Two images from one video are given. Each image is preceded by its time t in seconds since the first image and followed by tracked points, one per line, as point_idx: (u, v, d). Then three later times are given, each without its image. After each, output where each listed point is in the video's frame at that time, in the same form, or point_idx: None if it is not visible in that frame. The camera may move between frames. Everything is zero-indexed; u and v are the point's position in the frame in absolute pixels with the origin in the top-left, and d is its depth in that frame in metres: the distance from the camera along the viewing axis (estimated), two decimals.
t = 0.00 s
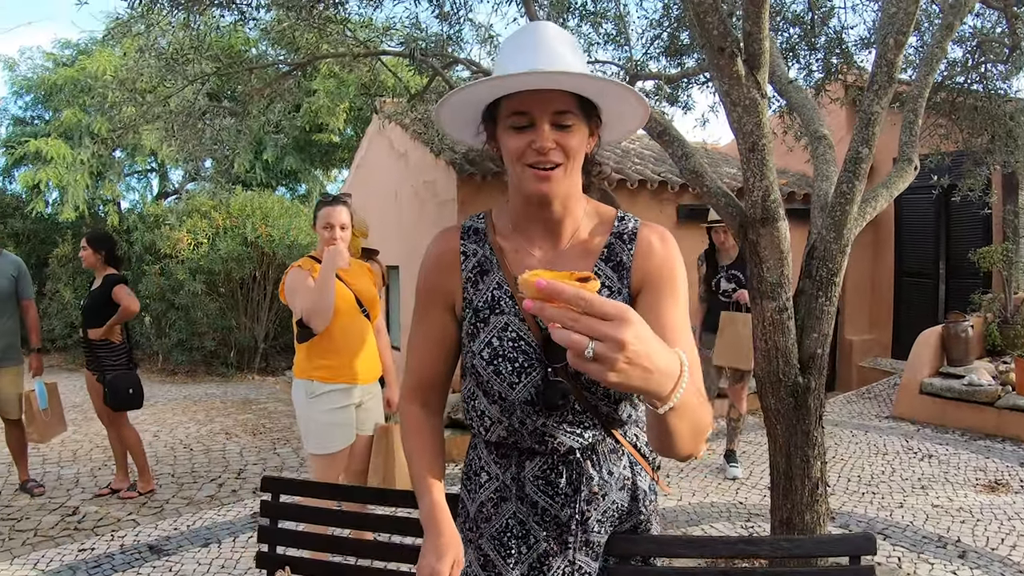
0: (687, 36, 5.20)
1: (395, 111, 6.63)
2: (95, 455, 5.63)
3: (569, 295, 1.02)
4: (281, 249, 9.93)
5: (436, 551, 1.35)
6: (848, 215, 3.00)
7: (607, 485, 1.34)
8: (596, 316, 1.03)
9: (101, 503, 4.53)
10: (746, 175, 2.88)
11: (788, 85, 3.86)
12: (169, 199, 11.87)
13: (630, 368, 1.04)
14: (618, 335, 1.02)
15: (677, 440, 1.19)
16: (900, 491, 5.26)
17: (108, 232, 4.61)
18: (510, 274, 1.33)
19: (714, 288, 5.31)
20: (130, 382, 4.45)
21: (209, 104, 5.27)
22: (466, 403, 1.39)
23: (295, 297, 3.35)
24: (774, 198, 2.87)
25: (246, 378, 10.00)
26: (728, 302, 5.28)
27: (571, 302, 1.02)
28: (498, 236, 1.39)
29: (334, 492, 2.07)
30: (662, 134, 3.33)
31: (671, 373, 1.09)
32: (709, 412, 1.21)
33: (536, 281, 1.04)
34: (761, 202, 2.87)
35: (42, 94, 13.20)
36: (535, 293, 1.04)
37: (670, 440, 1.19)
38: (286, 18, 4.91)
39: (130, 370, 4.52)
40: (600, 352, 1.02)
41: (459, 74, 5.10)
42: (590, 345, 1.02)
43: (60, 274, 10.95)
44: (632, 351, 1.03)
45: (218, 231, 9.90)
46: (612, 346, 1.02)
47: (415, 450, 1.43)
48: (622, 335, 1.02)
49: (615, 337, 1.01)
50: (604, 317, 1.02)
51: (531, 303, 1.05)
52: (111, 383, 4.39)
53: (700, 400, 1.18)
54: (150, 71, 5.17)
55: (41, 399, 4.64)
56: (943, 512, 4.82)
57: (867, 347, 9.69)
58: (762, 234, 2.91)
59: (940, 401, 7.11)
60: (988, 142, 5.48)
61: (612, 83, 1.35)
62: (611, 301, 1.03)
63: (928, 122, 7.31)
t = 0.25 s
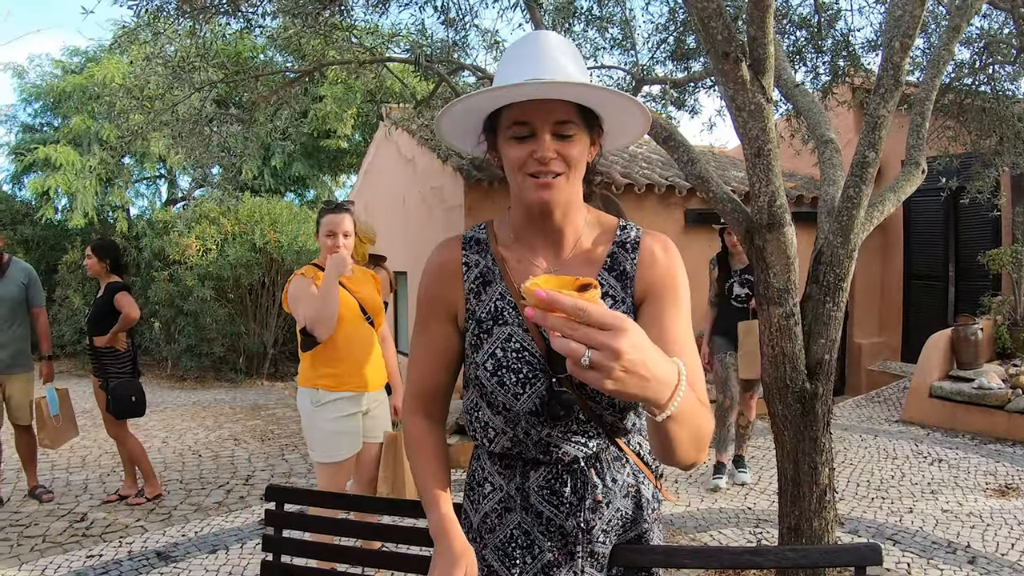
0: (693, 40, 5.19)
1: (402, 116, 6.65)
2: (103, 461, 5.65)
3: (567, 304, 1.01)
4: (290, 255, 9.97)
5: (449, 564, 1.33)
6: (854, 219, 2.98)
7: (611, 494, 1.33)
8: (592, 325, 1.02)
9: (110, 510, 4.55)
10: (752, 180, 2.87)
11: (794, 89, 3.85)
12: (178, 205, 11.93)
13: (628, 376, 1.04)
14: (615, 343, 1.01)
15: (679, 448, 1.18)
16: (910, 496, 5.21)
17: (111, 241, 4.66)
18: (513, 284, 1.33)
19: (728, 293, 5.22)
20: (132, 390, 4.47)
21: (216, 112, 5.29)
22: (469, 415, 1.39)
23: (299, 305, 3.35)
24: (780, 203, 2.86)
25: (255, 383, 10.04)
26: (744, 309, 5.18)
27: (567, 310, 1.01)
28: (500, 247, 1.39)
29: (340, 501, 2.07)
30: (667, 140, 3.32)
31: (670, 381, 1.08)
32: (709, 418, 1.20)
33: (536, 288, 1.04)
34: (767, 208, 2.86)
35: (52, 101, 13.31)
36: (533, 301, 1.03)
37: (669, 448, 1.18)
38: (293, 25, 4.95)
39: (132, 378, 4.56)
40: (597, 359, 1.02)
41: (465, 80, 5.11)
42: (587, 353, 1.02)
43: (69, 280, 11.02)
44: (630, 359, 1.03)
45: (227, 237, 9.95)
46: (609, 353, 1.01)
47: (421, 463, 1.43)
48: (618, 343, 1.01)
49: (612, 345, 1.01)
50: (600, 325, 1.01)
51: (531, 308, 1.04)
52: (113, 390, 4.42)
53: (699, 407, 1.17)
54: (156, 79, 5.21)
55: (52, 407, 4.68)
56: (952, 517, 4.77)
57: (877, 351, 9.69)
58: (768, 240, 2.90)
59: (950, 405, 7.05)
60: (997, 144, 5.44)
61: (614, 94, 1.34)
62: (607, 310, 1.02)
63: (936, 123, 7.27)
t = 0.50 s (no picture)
0: (704, 41, 5.17)
1: (412, 120, 6.66)
2: (117, 464, 5.69)
3: (572, 295, 0.97)
4: (302, 258, 10.00)
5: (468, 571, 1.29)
6: (868, 221, 2.94)
7: (622, 501, 1.31)
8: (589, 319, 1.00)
9: (122, 513, 4.58)
10: (764, 182, 2.84)
11: (806, 89, 3.82)
12: (191, 209, 12.02)
13: (622, 375, 1.01)
14: (609, 339, 0.99)
15: (683, 454, 1.14)
16: (925, 499, 5.15)
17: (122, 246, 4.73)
18: (521, 292, 1.32)
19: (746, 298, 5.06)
20: (138, 394, 4.50)
21: (227, 116, 5.30)
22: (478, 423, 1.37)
23: (308, 310, 3.35)
24: (793, 205, 2.83)
25: (268, 387, 10.07)
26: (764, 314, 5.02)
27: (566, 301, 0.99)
28: (507, 253, 1.37)
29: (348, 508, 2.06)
30: (678, 142, 3.30)
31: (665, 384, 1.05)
32: (716, 425, 1.16)
33: (546, 275, 1.02)
34: (779, 210, 2.83)
35: (66, 106, 13.43)
36: (541, 286, 1.02)
37: (668, 453, 1.14)
38: (304, 30, 4.97)
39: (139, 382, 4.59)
40: (589, 354, 0.99)
41: (477, 83, 5.11)
42: (582, 347, 0.99)
43: (83, 284, 11.12)
44: (622, 358, 1.00)
45: (240, 241, 10.00)
46: (601, 351, 0.99)
47: (433, 470, 1.41)
48: (612, 341, 0.99)
49: (605, 341, 0.98)
50: (597, 320, 0.99)
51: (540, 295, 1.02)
52: (119, 394, 4.45)
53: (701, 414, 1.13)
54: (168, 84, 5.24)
55: (65, 410, 4.70)
56: (968, 521, 4.71)
57: (891, 352, 9.54)
58: (781, 243, 2.87)
59: (965, 407, 6.96)
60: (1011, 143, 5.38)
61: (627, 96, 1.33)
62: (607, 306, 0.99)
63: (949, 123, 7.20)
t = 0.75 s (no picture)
0: (719, 45, 5.12)
1: (425, 127, 6.66)
2: (131, 472, 5.70)
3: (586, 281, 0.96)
4: (318, 266, 10.01)
5: None
6: (886, 227, 2.88)
7: (641, 523, 1.28)
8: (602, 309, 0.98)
9: (136, 521, 4.58)
10: (781, 189, 2.80)
11: (822, 93, 3.77)
12: (206, 217, 12.09)
13: (634, 369, 0.99)
14: (619, 331, 0.97)
15: (697, 470, 1.09)
16: (945, 507, 5.05)
17: (136, 256, 4.74)
18: (533, 314, 1.28)
19: (771, 306, 4.93)
20: (143, 403, 4.53)
21: (240, 124, 5.31)
22: (491, 444, 1.35)
23: (321, 322, 3.34)
24: (811, 211, 2.78)
25: (283, 394, 10.09)
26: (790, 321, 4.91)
27: (581, 289, 0.98)
28: (518, 273, 1.34)
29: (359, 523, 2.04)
30: (694, 148, 3.25)
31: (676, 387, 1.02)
32: (732, 441, 1.11)
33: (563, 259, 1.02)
34: (797, 216, 2.78)
35: (81, 115, 13.58)
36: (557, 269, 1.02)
37: (680, 466, 1.09)
38: (316, 37, 4.98)
39: (146, 391, 4.61)
40: (600, 343, 0.97)
41: (490, 90, 5.09)
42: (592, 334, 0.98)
43: (99, 291, 11.21)
44: (632, 353, 0.97)
45: (254, 248, 10.04)
46: (612, 341, 0.97)
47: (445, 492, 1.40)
48: (623, 333, 0.97)
49: (616, 331, 0.96)
50: (610, 309, 0.97)
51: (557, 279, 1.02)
52: (124, 402, 4.50)
53: (716, 427, 1.09)
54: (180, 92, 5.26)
55: (81, 418, 4.73)
56: (988, 529, 4.61)
57: (908, 358, 9.40)
58: (799, 250, 2.82)
59: (984, 413, 6.84)
60: None
61: (644, 102, 1.31)
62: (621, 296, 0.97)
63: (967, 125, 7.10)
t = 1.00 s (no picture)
0: (736, 46, 5.05)
1: (440, 131, 6.63)
2: (146, 477, 5.70)
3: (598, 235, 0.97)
4: (333, 271, 10.00)
5: None
6: (911, 228, 2.80)
7: (666, 541, 1.22)
8: (614, 268, 0.98)
9: (150, 528, 4.57)
10: (803, 190, 2.73)
11: (842, 93, 3.69)
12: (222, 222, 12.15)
13: (649, 331, 0.97)
14: (630, 288, 0.96)
15: (722, 465, 1.03)
16: (968, 514, 4.92)
17: (152, 262, 4.74)
18: (551, 325, 1.24)
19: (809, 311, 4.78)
20: (151, 409, 4.51)
21: (254, 130, 5.31)
22: (507, 459, 1.31)
23: (337, 329, 3.31)
24: (834, 213, 2.71)
25: (299, 400, 10.09)
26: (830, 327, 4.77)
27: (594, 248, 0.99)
28: (535, 281, 1.30)
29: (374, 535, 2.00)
30: (713, 149, 3.16)
31: (693, 355, 0.98)
32: (759, 435, 1.05)
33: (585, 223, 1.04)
34: (820, 218, 2.71)
35: (98, 122, 13.70)
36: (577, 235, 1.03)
37: (701, 455, 1.03)
38: (330, 41, 4.96)
39: (157, 397, 4.59)
40: (610, 298, 0.97)
41: (504, 93, 5.05)
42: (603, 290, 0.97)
43: (115, 296, 11.30)
44: (642, 311, 0.96)
45: (270, 254, 10.06)
46: (622, 297, 0.96)
47: (458, 509, 1.39)
48: (634, 289, 0.96)
49: (626, 287, 0.96)
50: (621, 267, 0.97)
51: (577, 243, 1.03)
52: (133, 408, 4.49)
53: (739, 415, 1.03)
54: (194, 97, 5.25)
55: (99, 422, 4.80)
56: (1013, 537, 4.48)
57: (928, 362, 9.26)
58: (822, 252, 2.75)
59: (1006, 418, 6.69)
60: None
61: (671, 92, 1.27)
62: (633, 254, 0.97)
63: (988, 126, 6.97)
